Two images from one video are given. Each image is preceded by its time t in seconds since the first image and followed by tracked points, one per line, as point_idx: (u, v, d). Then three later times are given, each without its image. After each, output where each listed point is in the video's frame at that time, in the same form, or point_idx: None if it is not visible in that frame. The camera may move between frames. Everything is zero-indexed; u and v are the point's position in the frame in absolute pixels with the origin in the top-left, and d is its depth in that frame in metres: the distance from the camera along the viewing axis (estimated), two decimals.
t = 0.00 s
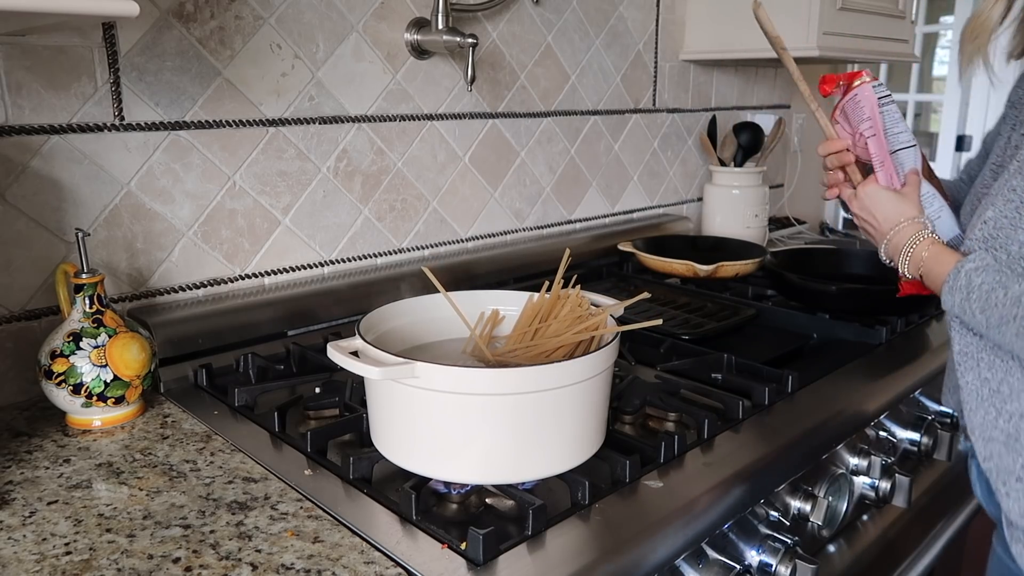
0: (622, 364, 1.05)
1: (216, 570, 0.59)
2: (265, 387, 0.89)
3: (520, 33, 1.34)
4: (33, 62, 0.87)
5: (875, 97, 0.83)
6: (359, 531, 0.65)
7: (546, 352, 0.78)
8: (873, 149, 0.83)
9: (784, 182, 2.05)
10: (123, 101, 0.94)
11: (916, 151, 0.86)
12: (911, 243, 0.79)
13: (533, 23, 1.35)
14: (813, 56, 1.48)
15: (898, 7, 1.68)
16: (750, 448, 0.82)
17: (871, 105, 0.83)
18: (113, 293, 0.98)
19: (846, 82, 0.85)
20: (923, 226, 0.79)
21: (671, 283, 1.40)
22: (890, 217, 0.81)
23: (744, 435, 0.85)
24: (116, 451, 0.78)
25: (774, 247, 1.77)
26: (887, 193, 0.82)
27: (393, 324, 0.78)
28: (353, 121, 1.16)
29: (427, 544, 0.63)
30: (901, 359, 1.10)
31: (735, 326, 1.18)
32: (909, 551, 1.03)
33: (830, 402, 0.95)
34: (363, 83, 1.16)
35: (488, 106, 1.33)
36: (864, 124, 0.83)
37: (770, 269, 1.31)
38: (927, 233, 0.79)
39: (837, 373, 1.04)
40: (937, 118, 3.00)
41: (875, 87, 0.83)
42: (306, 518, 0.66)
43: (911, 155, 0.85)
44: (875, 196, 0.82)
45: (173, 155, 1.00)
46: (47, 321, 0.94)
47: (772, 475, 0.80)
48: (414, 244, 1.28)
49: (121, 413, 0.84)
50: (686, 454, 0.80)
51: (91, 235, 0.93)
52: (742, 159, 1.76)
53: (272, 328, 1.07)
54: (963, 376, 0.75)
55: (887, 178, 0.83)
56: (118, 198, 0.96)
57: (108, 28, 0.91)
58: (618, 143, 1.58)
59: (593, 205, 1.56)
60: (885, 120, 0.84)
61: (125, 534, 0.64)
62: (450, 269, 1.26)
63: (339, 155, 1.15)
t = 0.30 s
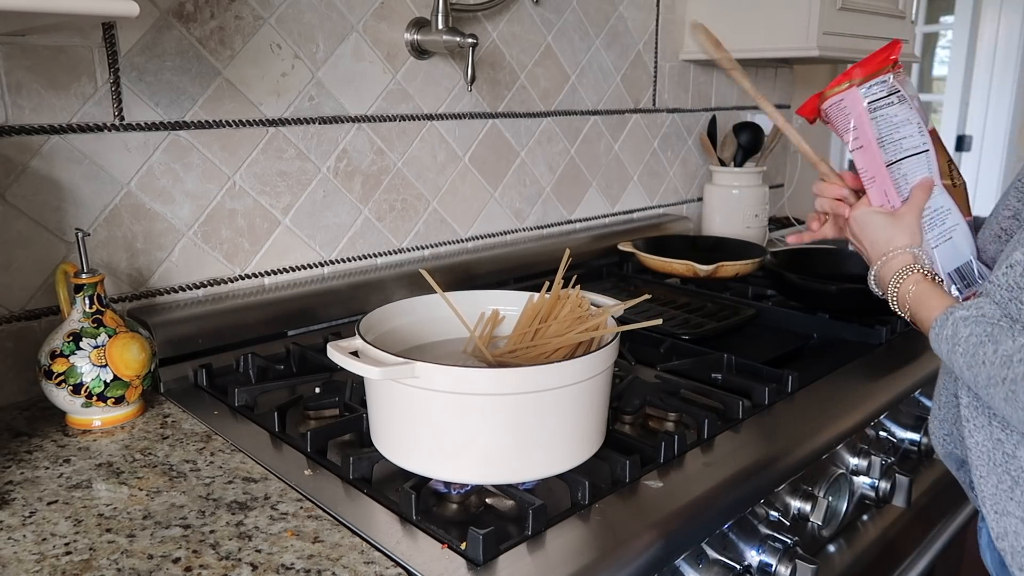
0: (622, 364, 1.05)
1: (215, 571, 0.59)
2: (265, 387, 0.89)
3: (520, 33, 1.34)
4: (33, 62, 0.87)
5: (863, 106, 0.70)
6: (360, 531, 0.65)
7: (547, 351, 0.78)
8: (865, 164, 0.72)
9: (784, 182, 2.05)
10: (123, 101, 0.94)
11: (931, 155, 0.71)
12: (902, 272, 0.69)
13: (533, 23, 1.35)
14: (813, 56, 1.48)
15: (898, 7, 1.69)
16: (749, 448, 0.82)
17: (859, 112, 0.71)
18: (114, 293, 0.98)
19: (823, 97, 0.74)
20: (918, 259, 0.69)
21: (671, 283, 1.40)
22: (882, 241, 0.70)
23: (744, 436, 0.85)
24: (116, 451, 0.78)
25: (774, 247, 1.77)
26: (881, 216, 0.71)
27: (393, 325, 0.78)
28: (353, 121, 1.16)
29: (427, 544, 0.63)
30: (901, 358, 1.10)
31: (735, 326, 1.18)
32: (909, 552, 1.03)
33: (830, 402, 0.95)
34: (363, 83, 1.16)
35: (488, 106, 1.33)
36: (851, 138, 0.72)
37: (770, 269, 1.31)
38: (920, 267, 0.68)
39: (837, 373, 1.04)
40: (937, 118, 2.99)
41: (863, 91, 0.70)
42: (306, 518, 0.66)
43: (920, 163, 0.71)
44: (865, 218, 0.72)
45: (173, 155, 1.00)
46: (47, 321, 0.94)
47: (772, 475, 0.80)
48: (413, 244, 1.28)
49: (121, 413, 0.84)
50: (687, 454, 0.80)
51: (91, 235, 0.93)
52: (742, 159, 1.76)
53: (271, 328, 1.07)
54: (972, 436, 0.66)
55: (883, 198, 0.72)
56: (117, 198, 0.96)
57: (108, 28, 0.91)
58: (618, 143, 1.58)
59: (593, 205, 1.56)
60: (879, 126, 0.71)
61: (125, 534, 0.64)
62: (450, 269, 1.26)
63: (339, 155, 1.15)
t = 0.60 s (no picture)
0: (622, 364, 1.05)
1: (216, 570, 0.59)
2: (265, 387, 0.89)
3: (520, 33, 1.34)
4: (33, 62, 0.87)
5: (875, 156, 0.59)
6: (359, 531, 0.65)
7: (548, 351, 0.78)
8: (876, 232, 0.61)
9: (784, 182, 2.05)
10: (123, 101, 0.94)
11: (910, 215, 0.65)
12: (960, 365, 0.60)
13: (533, 23, 1.35)
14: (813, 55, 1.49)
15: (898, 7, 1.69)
16: (749, 448, 0.82)
17: (873, 164, 0.59)
18: (113, 293, 0.98)
19: (805, 161, 0.61)
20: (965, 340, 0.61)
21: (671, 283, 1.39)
22: (908, 334, 0.61)
23: (744, 435, 0.85)
24: (116, 451, 0.78)
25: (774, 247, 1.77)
26: (895, 297, 0.62)
27: (393, 324, 0.78)
28: (353, 121, 1.16)
29: (427, 544, 0.63)
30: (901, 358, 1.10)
31: (735, 326, 1.18)
32: (909, 552, 1.03)
33: (830, 402, 0.95)
34: (363, 83, 1.16)
35: (488, 106, 1.33)
36: (867, 204, 0.60)
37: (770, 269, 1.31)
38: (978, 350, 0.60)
39: (837, 373, 1.04)
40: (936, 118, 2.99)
41: (876, 140, 0.59)
42: (306, 518, 0.66)
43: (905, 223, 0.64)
44: (885, 303, 0.62)
45: (173, 155, 1.00)
46: (47, 321, 0.94)
47: (772, 475, 0.80)
48: (414, 244, 1.28)
49: (121, 414, 0.84)
50: (687, 454, 0.80)
51: (90, 235, 0.93)
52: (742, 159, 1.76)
53: (271, 329, 1.07)
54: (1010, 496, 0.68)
55: (890, 273, 0.63)
56: (117, 198, 0.96)
57: (108, 28, 0.91)
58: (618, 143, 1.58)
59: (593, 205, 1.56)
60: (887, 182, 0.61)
61: (125, 534, 0.64)
62: (450, 269, 1.26)
63: (339, 155, 1.15)
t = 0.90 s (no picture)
0: (622, 364, 1.05)
1: (216, 570, 0.59)
2: (265, 387, 0.89)
3: (520, 33, 1.34)
4: (33, 62, 0.87)
5: None
6: (360, 530, 0.65)
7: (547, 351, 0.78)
8: None
9: (784, 182, 2.05)
10: (123, 101, 0.94)
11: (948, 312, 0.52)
12: None
13: (533, 23, 1.35)
14: (813, 55, 1.49)
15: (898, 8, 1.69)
16: (749, 448, 0.82)
17: None
18: (113, 293, 0.98)
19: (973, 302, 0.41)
20: None
21: (671, 283, 1.40)
22: None
23: (744, 435, 0.85)
24: (116, 451, 0.78)
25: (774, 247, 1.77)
26: None
27: (393, 324, 0.79)
28: (353, 121, 1.16)
29: (427, 544, 0.63)
30: (901, 358, 1.10)
31: (735, 327, 1.18)
32: (909, 552, 1.03)
33: (829, 402, 0.95)
34: (363, 83, 1.16)
35: (488, 106, 1.33)
36: None
37: (770, 269, 1.31)
38: None
39: (837, 373, 1.04)
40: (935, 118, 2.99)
41: None
42: (306, 518, 0.66)
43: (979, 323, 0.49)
44: None
45: (173, 155, 1.00)
46: (47, 321, 0.94)
47: (772, 475, 0.80)
48: (414, 244, 1.28)
49: (121, 413, 0.84)
50: (686, 454, 0.80)
51: (90, 235, 0.93)
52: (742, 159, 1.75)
53: (271, 329, 1.07)
54: None
55: None
56: (117, 198, 0.96)
57: (108, 28, 0.91)
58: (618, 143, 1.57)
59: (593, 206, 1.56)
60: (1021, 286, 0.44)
61: (125, 534, 0.64)
62: (450, 269, 1.26)
63: (339, 155, 1.15)
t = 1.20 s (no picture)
0: (622, 364, 1.05)
1: (215, 571, 0.59)
2: (265, 387, 0.89)
3: (520, 33, 1.34)
4: (33, 62, 0.87)
5: None
6: (360, 530, 0.65)
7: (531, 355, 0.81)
8: None
9: (784, 182, 2.05)
10: (123, 101, 0.94)
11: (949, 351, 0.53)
12: None
13: (532, 23, 1.35)
14: (813, 55, 1.50)
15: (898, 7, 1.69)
16: (749, 448, 0.82)
17: None
18: (113, 293, 0.98)
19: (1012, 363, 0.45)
20: None
21: (671, 283, 1.39)
22: None
23: (744, 435, 0.85)
24: (116, 451, 0.78)
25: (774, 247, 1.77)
26: None
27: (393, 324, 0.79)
28: (353, 121, 1.16)
29: (427, 544, 0.63)
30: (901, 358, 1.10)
31: (735, 327, 1.18)
32: (909, 552, 1.03)
33: (830, 402, 0.95)
34: (363, 83, 1.16)
35: (488, 106, 1.33)
36: None
37: (770, 269, 1.31)
38: None
39: (837, 373, 1.04)
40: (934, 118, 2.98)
41: None
42: (306, 518, 0.66)
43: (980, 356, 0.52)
44: None
45: (172, 155, 1.00)
46: (47, 321, 0.94)
47: (772, 475, 0.80)
48: (413, 244, 1.28)
49: (121, 414, 0.84)
50: (686, 454, 0.80)
51: (90, 235, 0.93)
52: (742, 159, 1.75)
53: (271, 329, 1.07)
54: None
55: None
56: (117, 198, 0.96)
57: (108, 28, 0.91)
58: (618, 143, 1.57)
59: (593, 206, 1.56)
60: None
61: (125, 534, 0.64)
62: (449, 269, 1.26)
63: (339, 155, 1.15)
